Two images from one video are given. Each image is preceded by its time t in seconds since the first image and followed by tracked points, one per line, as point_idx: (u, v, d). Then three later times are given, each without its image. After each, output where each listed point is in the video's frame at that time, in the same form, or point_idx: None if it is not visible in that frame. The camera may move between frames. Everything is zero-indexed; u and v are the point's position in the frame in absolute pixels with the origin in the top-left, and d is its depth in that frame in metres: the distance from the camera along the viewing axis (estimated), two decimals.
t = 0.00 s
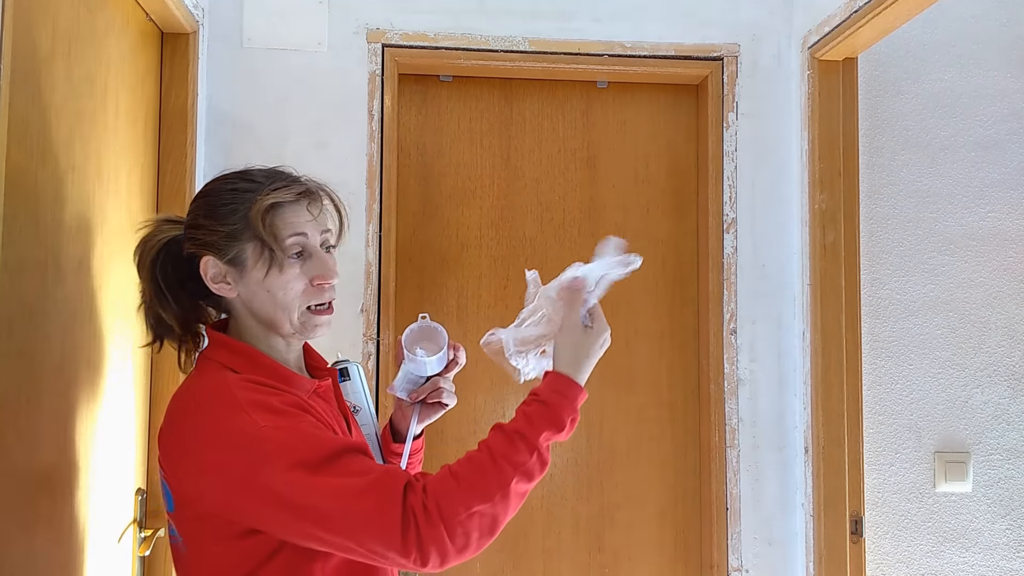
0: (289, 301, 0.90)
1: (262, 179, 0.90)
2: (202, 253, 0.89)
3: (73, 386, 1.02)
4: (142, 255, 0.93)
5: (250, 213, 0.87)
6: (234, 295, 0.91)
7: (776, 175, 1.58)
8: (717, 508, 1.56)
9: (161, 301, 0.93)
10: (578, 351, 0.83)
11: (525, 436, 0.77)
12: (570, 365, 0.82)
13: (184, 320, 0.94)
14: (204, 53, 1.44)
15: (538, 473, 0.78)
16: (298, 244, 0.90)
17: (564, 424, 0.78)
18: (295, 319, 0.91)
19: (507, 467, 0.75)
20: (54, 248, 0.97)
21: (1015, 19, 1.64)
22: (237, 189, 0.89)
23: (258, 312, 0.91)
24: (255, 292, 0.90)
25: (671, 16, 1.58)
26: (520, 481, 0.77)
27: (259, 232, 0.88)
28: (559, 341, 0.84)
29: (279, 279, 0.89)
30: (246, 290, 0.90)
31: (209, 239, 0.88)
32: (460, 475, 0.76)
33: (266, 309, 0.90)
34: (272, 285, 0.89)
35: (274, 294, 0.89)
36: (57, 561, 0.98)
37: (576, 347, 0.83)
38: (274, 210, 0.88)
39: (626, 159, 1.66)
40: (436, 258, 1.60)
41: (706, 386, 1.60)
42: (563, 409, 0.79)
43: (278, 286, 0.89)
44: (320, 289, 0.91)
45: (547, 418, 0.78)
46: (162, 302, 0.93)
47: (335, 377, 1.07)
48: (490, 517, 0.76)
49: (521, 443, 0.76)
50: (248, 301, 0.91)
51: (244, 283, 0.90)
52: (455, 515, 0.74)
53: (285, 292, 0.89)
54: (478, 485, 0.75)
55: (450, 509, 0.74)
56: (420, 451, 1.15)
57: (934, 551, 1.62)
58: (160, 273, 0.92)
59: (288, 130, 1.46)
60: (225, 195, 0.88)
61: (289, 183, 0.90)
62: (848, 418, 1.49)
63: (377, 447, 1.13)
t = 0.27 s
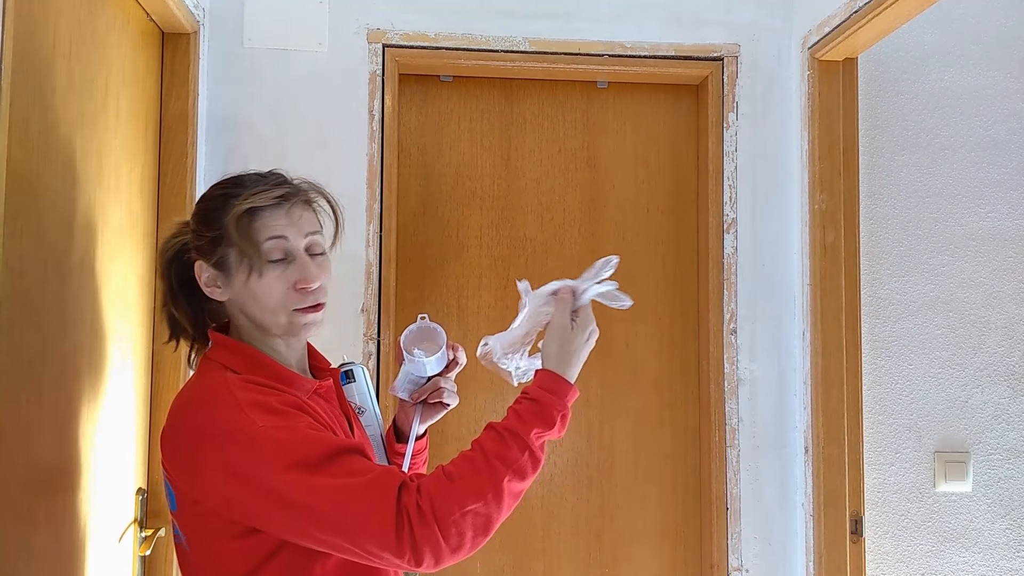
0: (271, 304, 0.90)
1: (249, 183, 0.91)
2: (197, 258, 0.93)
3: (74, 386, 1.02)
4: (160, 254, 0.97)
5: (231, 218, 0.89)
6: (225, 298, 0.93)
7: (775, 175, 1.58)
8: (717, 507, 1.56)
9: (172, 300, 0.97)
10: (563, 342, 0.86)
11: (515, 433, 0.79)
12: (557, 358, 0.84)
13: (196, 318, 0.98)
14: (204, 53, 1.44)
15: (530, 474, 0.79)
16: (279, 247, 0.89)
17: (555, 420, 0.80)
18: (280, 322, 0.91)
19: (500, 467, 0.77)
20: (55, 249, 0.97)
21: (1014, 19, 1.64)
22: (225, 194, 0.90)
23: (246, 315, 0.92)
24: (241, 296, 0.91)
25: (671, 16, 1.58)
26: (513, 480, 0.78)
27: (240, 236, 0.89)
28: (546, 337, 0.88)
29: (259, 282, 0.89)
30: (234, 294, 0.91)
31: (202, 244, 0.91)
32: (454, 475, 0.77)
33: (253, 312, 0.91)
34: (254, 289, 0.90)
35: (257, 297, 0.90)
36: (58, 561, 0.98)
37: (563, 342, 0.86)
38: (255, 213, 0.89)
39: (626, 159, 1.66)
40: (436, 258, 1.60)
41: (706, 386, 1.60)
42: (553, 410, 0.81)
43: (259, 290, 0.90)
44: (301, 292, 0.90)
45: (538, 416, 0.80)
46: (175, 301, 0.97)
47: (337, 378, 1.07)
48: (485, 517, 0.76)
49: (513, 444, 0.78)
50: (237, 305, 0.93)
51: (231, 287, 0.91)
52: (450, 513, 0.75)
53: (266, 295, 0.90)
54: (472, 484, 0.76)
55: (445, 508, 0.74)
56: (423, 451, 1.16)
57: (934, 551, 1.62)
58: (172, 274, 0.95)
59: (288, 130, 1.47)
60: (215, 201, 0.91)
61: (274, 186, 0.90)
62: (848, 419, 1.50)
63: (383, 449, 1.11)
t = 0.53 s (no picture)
0: (247, 312, 0.90)
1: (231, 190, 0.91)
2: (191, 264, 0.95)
3: (75, 386, 1.02)
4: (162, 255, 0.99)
5: (211, 224, 0.89)
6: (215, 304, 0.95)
7: (775, 175, 1.58)
8: (717, 507, 1.56)
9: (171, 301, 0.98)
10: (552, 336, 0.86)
11: (500, 427, 0.78)
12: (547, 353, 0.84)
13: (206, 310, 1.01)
14: (204, 53, 1.44)
15: (516, 470, 0.79)
16: (254, 256, 0.89)
17: (541, 415, 0.80)
18: (258, 331, 0.92)
19: (486, 462, 0.77)
20: (55, 249, 0.97)
21: (1014, 19, 1.64)
22: (209, 201, 0.91)
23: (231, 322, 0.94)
24: (223, 303, 0.92)
25: (671, 17, 1.58)
26: (499, 474, 0.77)
27: (216, 245, 0.89)
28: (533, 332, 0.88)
29: (236, 291, 0.90)
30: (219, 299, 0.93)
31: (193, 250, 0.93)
32: (441, 470, 0.77)
33: (234, 320, 0.92)
34: (231, 297, 0.90)
35: (234, 303, 0.90)
36: (58, 561, 0.98)
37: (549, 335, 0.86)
38: (231, 222, 0.89)
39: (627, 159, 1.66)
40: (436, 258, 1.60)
41: (706, 386, 1.60)
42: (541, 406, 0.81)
43: (236, 298, 0.90)
44: (276, 301, 0.90)
45: (524, 411, 0.80)
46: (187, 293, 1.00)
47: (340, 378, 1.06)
48: (471, 512, 0.76)
49: (500, 439, 0.78)
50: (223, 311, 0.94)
51: (215, 292, 0.92)
52: (436, 509, 0.75)
53: (243, 302, 0.90)
54: (457, 479, 0.76)
55: (431, 502, 0.75)
56: (423, 452, 1.16)
57: (934, 551, 1.62)
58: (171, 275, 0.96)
59: (289, 130, 1.47)
60: (203, 208, 0.92)
61: (253, 194, 0.90)
62: (849, 419, 1.50)
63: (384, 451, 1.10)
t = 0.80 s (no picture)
0: (246, 310, 0.90)
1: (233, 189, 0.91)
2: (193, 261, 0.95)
3: (74, 386, 1.02)
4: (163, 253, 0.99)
5: (213, 223, 0.90)
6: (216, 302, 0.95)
7: (775, 175, 1.58)
8: (717, 507, 1.56)
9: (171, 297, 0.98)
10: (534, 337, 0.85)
11: (485, 433, 0.78)
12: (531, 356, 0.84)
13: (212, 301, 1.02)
14: (204, 53, 1.44)
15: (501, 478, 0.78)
16: (254, 255, 0.90)
17: (525, 419, 0.80)
18: (258, 331, 0.92)
19: (471, 469, 0.76)
20: (55, 249, 0.97)
21: (1014, 19, 1.64)
22: (211, 200, 0.91)
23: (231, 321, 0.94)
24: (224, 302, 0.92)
25: (671, 16, 1.58)
26: (485, 480, 0.77)
27: (217, 243, 0.90)
28: (515, 336, 0.87)
29: (236, 290, 0.90)
30: (221, 297, 0.93)
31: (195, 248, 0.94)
32: (426, 477, 0.76)
33: (235, 319, 0.92)
34: (232, 296, 0.91)
35: (234, 302, 0.91)
36: (58, 561, 0.98)
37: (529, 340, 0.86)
38: (232, 221, 0.89)
39: (626, 159, 1.66)
40: (436, 258, 1.60)
41: (706, 386, 1.60)
42: (526, 412, 0.80)
43: (236, 297, 0.90)
44: (275, 301, 0.90)
45: (508, 415, 0.79)
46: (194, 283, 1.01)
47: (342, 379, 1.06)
48: (458, 519, 0.76)
49: (484, 445, 0.77)
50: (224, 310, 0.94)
51: (216, 290, 0.93)
52: (423, 516, 0.75)
53: (242, 301, 0.90)
54: (443, 487, 0.76)
55: (417, 511, 0.75)
56: (423, 455, 1.15)
57: (934, 551, 1.62)
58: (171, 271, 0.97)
59: (289, 130, 1.47)
60: (205, 206, 0.92)
61: (254, 193, 0.90)
62: (848, 419, 1.50)
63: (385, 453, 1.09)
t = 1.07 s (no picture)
0: (247, 310, 0.90)
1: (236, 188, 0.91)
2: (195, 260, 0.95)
3: (74, 386, 1.02)
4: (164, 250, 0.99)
5: (215, 222, 0.89)
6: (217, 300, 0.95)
7: (775, 175, 1.58)
8: (717, 508, 1.56)
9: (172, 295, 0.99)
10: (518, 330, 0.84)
11: (472, 429, 0.77)
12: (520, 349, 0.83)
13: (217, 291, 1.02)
14: (204, 54, 1.44)
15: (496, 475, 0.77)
16: (256, 255, 0.90)
17: (511, 410, 0.78)
18: (258, 331, 0.92)
19: (460, 467, 0.76)
20: (55, 249, 0.97)
21: (1014, 19, 1.64)
22: (214, 199, 0.91)
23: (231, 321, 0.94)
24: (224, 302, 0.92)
25: (671, 16, 1.58)
26: (477, 477, 0.76)
27: (219, 243, 0.90)
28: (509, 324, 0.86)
29: (236, 290, 0.90)
30: (221, 296, 0.93)
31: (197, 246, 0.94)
32: (418, 477, 0.77)
33: (235, 318, 0.92)
34: (232, 295, 0.91)
35: (234, 302, 0.91)
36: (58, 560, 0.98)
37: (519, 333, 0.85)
38: (235, 221, 0.89)
39: (626, 159, 1.66)
40: (436, 258, 1.60)
41: (706, 386, 1.60)
42: (514, 403, 0.79)
43: (236, 297, 0.90)
44: (276, 301, 0.90)
45: (495, 408, 0.78)
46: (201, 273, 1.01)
47: (342, 380, 1.06)
48: (452, 518, 0.76)
49: (472, 441, 0.77)
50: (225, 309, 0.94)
51: (217, 289, 0.93)
52: (415, 515, 0.75)
53: (242, 301, 0.90)
54: (433, 485, 0.76)
55: (409, 511, 0.75)
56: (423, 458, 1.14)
57: (934, 551, 1.62)
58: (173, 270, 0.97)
59: (289, 130, 1.47)
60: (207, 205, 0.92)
61: (257, 193, 0.90)
62: (848, 419, 1.50)
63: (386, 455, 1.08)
